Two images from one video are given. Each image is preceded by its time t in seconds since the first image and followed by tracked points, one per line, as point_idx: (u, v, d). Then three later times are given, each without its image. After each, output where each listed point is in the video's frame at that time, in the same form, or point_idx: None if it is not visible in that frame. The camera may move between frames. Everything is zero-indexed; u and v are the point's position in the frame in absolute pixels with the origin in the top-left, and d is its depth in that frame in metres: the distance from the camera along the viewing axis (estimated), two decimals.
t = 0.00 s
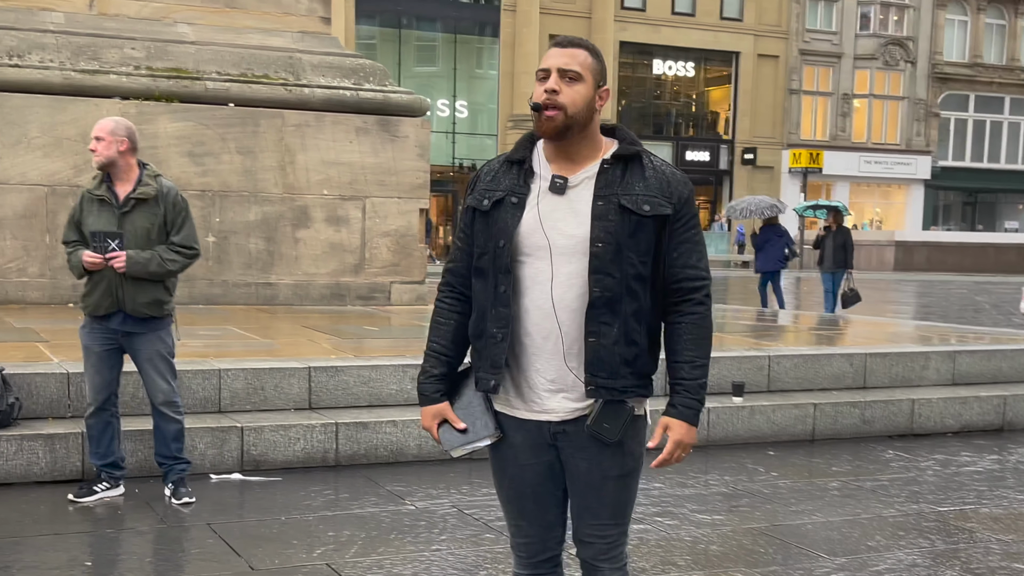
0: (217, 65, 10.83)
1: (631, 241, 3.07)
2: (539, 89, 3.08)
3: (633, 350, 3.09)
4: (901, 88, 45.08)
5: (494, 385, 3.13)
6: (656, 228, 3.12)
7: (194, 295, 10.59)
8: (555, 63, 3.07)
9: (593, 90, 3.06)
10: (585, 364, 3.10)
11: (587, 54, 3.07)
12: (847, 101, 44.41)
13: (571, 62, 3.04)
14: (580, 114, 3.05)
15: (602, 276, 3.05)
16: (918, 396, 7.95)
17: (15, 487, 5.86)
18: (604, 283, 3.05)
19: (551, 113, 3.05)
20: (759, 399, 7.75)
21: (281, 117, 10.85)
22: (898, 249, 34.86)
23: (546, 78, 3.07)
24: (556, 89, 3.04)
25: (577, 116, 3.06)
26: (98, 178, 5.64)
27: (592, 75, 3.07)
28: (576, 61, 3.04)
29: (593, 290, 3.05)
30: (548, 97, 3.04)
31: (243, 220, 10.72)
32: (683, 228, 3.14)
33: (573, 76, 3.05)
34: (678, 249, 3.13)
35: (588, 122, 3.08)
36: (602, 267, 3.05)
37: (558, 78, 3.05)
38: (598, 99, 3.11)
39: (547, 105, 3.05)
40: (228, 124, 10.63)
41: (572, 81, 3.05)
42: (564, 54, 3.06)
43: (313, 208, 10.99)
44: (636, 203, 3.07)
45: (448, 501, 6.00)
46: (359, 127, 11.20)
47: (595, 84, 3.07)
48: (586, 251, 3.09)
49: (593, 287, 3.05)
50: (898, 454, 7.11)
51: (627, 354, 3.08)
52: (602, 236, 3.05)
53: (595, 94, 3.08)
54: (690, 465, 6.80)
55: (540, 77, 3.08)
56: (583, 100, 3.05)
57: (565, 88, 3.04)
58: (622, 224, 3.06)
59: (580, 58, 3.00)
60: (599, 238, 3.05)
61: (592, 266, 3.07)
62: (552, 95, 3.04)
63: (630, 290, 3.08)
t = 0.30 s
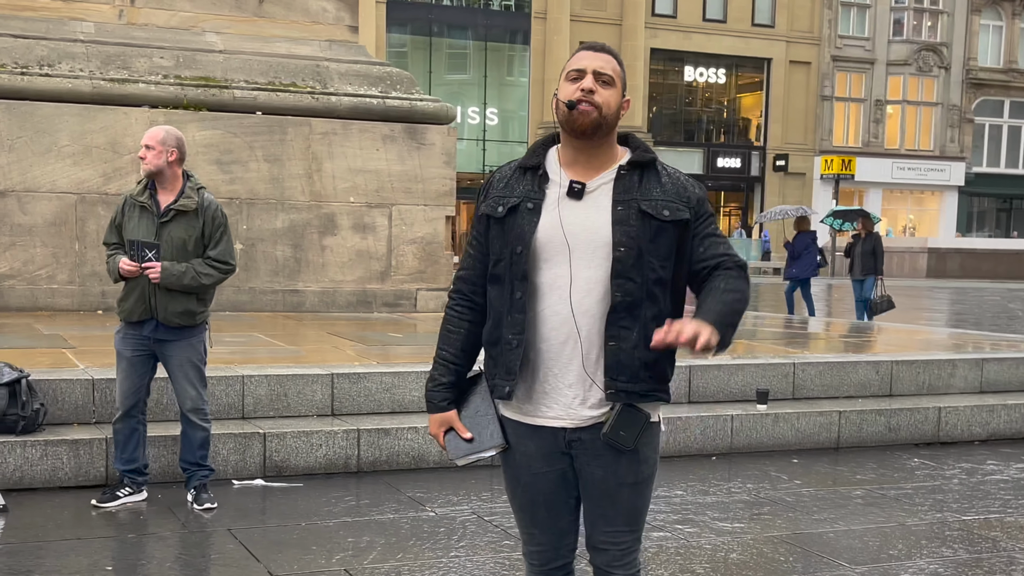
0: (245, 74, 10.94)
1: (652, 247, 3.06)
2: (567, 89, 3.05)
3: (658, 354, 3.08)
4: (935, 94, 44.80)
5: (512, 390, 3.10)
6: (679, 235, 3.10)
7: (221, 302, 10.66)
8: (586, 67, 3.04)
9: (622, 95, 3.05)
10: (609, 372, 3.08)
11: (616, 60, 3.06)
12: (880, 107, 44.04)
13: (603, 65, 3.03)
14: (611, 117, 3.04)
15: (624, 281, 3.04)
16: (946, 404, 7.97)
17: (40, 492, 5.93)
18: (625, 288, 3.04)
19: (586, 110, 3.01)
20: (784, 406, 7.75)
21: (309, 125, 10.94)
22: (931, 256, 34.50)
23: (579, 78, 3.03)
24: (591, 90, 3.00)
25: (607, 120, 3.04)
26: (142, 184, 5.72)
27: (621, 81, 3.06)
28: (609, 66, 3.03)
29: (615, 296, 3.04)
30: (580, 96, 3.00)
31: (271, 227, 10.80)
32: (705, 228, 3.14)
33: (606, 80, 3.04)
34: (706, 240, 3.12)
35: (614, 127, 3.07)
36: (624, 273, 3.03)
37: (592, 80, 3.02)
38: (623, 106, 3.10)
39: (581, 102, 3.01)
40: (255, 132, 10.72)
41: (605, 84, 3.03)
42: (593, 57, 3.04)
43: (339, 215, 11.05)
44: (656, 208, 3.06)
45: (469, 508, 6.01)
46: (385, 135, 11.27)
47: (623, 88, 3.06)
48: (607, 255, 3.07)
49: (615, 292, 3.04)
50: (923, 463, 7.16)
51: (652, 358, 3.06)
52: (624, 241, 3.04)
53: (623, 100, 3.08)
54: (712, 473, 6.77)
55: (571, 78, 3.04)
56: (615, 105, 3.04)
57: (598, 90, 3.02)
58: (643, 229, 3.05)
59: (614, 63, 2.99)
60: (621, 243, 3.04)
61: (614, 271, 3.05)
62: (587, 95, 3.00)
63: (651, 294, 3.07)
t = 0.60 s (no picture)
0: (255, 77, 10.99)
1: (666, 238, 3.05)
2: (563, 87, 3.04)
3: (695, 340, 3.09)
4: (949, 96, 44.58)
5: (513, 388, 3.07)
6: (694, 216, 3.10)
7: (230, 304, 10.70)
8: (582, 65, 3.04)
9: (617, 94, 3.05)
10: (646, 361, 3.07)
11: (611, 61, 3.07)
12: (893, 109, 43.88)
13: (599, 64, 3.03)
14: (606, 117, 3.03)
15: (644, 277, 3.03)
16: (952, 406, 7.99)
17: (46, 492, 5.97)
18: (646, 283, 3.02)
19: (583, 109, 3.00)
20: (789, 408, 7.77)
21: (317, 127, 10.98)
22: (944, 259, 34.34)
23: (574, 76, 3.03)
24: (587, 87, 3.00)
25: (602, 119, 3.03)
26: (151, 186, 5.75)
27: (616, 81, 3.06)
28: (604, 65, 3.03)
29: (639, 293, 3.02)
30: (577, 94, 3.00)
31: (280, 229, 10.84)
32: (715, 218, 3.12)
33: (601, 79, 3.04)
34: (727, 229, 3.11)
35: (611, 125, 3.07)
36: (641, 270, 3.02)
37: (588, 77, 3.02)
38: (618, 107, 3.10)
39: (579, 100, 3.01)
40: (265, 134, 10.77)
41: (601, 82, 3.03)
42: (589, 56, 3.04)
43: (348, 218, 11.10)
44: (661, 200, 3.05)
45: (471, 508, 6.03)
46: (394, 138, 11.31)
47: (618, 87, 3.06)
48: (614, 250, 3.06)
49: (638, 289, 3.03)
50: (930, 464, 7.18)
51: (690, 345, 3.08)
52: (637, 237, 3.03)
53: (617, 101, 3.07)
54: (717, 474, 6.77)
55: (567, 77, 3.04)
56: (609, 103, 3.03)
57: (596, 89, 3.02)
58: (653, 224, 3.04)
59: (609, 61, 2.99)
60: (632, 240, 3.03)
61: (627, 267, 3.05)
62: (583, 92, 3.00)
63: (677, 285, 3.06)
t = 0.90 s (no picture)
0: (255, 75, 11.00)
1: (649, 238, 3.08)
2: (551, 89, 3.04)
3: (665, 341, 3.11)
4: (953, 93, 44.48)
5: (506, 386, 3.08)
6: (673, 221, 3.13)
7: (231, 301, 10.72)
8: (568, 65, 3.04)
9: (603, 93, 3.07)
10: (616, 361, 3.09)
11: (597, 58, 3.08)
12: (897, 105, 43.77)
13: (586, 64, 3.04)
14: (597, 117, 3.06)
15: (627, 274, 3.06)
16: (951, 402, 8.00)
17: (46, 489, 6.01)
18: (629, 281, 3.06)
19: (574, 110, 3.01)
20: (787, 403, 7.79)
21: (317, 125, 11.00)
22: (948, 255, 34.28)
23: (563, 78, 3.03)
24: (578, 89, 3.01)
25: (594, 120, 3.05)
26: (146, 184, 5.76)
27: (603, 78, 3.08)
28: (592, 65, 3.04)
29: (620, 290, 3.06)
30: (569, 97, 3.00)
31: (280, 227, 10.86)
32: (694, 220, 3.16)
33: (589, 79, 3.05)
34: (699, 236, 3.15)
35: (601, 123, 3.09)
36: (628, 267, 3.05)
37: (578, 80, 3.02)
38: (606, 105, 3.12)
39: (570, 103, 3.01)
40: (265, 132, 10.80)
41: (589, 83, 3.04)
42: (573, 55, 3.05)
43: (349, 215, 11.12)
44: (649, 198, 3.08)
45: (469, 504, 6.05)
46: (395, 135, 11.33)
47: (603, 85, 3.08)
48: (604, 247, 3.08)
49: (618, 286, 3.06)
50: (927, 460, 7.18)
51: (658, 346, 3.10)
52: (625, 235, 3.06)
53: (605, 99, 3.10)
54: (715, 470, 6.78)
55: (555, 78, 3.04)
56: (599, 103, 3.05)
57: (585, 89, 3.03)
58: (641, 222, 3.07)
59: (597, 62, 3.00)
60: (621, 237, 3.05)
61: (612, 265, 3.07)
62: (574, 95, 3.01)
63: (654, 284, 3.10)
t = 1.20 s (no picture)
0: (251, 71, 11.01)
1: (625, 238, 3.09)
2: (535, 95, 3.05)
3: (633, 343, 3.12)
4: (952, 85, 44.38)
5: (490, 383, 3.10)
6: (646, 223, 3.14)
7: (229, 299, 10.74)
8: (547, 69, 3.04)
9: (586, 96, 3.08)
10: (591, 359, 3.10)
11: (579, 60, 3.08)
12: (896, 98, 43.71)
13: (570, 69, 3.05)
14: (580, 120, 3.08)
15: (602, 271, 3.07)
16: (947, 394, 8.03)
17: (43, 486, 6.03)
18: (602, 279, 3.07)
19: (557, 118, 3.04)
20: (783, 397, 7.81)
21: (314, 123, 11.01)
22: (948, 248, 34.28)
23: (547, 85, 3.04)
24: (563, 96, 3.02)
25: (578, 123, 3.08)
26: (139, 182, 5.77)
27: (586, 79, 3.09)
28: (576, 67, 3.05)
29: (593, 288, 3.06)
30: (551, 105, 3.03)
31: (277, 224, 10.88)
32: (669, 223, 3.17)
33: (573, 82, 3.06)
34: (666, 241, 3.16)
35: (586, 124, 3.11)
36: (602, 264, 3.06)
37: (562, 85, 3.03)
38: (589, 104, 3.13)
39: (553, 111, 3.04)
40: (261, 130, 10.82)
41: (573, 87, 3.06)
42: (555, 58, 3.04)
43: (346, 212, 11.13)
44: (629, 198, 3.08)
45: (465, 499, 6.07)
46: (391, 131, 11.33)
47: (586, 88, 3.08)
48: (585, 246, 3.09)
49: (592, 284, 3.06)
50: (923, 452, 7.19)
51: (626, 347, 3.11)
52: (600, 233, 3.06)
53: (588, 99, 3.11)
54: (710, 464, 6.80)
55: (538, 83, 3.04)
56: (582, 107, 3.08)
57: (566, 95, 3.04)
58: (619, 220, 3.08)
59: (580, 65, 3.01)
60: (600, 236, 3.06)
61: (588, 264, 3.07)
62: (558, 103, 3.03)
63: (628, 283, 3.10)
